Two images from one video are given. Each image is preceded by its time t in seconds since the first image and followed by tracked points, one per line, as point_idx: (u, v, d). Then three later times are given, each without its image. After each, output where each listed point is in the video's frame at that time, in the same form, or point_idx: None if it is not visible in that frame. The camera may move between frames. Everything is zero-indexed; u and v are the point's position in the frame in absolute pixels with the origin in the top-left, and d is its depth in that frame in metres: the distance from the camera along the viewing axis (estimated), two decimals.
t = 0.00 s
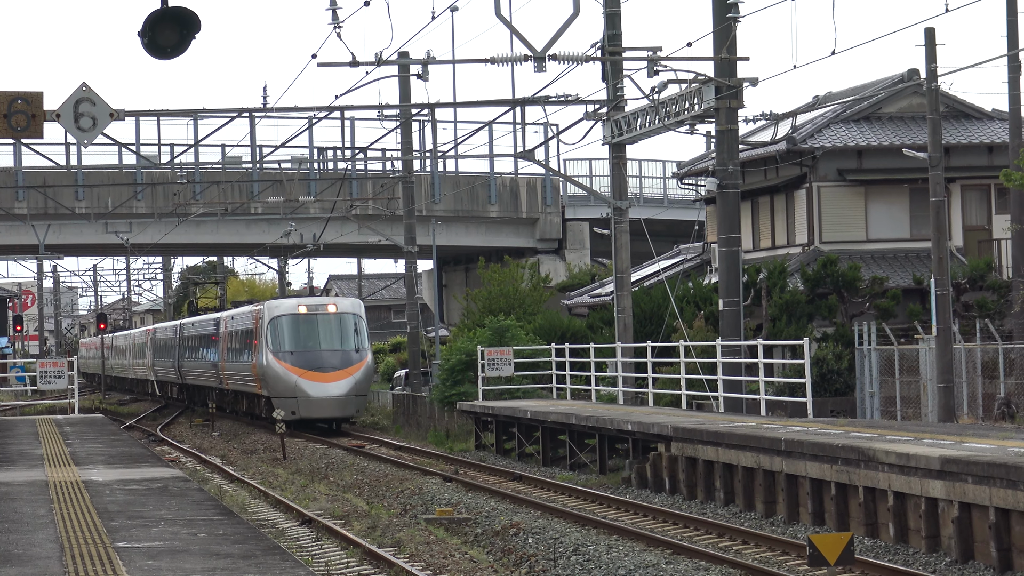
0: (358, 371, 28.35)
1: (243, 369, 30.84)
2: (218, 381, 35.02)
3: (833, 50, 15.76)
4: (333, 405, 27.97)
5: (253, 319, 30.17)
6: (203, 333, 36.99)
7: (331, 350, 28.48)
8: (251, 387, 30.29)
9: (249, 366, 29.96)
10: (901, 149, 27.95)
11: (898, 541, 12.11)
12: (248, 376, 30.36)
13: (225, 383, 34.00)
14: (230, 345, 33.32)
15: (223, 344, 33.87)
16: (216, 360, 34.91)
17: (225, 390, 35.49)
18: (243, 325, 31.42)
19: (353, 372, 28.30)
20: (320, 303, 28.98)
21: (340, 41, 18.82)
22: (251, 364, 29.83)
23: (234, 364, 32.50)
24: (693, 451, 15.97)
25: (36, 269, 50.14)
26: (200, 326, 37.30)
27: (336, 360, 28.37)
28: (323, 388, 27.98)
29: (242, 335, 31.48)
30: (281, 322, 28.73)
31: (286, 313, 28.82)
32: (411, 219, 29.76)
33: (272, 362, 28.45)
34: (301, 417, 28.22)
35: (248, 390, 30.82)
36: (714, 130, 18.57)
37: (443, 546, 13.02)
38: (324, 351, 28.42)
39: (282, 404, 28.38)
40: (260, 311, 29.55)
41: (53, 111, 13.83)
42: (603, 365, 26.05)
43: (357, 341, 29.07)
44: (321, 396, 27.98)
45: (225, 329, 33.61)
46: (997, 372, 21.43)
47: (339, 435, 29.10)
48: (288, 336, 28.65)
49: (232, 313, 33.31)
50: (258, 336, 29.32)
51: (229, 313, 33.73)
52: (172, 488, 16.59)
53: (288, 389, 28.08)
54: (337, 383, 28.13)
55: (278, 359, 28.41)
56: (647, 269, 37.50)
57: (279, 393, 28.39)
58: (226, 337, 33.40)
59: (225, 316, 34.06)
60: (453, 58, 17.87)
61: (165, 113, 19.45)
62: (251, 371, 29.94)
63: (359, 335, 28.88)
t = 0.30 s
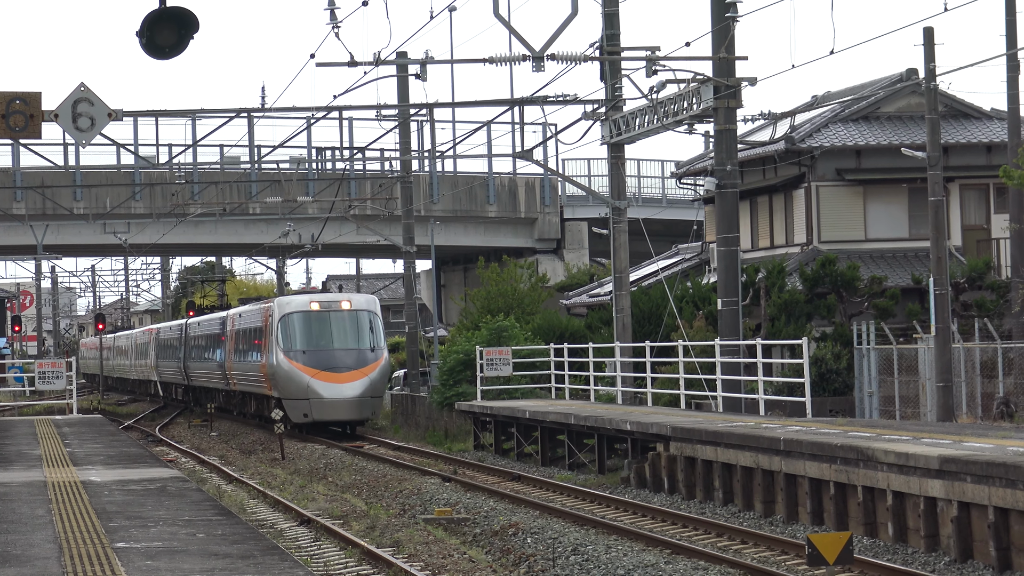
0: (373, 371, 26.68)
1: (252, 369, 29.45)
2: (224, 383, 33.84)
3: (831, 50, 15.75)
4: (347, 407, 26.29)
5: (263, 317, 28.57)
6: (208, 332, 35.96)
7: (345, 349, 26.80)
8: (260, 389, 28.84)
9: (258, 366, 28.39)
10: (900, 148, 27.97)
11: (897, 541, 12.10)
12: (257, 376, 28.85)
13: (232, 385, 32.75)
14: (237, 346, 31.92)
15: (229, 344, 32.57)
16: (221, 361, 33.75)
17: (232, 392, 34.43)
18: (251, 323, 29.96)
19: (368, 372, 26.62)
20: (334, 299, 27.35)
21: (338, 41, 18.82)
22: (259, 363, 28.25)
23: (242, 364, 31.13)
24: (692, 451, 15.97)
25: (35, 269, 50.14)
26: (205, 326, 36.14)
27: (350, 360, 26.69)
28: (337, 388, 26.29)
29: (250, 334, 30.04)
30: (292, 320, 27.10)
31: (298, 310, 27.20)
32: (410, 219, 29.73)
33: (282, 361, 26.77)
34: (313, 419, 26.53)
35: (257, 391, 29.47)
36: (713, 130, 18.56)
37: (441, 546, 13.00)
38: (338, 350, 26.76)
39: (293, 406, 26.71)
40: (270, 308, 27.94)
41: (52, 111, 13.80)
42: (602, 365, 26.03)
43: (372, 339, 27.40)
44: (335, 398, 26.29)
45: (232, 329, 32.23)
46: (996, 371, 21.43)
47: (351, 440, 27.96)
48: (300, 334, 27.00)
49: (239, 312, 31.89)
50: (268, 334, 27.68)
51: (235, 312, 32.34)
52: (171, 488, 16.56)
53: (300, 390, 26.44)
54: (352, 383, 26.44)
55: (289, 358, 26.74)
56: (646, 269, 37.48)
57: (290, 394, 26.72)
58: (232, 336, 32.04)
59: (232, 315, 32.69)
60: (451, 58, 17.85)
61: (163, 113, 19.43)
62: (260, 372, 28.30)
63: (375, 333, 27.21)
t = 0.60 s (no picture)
0: (390, 370, 25.26)
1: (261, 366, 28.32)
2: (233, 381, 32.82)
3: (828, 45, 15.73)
4: (362, 407, 24.88)
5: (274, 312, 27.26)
6: (215, 328, 35.05)
7: (359, 346, 25.41)
8: (270, 386, 27.66)
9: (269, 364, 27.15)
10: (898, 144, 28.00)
11: (894, 537, 12.11)
12: (267, 375, 27.64)
13: (240, 384, 31.64)
14: (246, 343, 30.79)
15: (237, 340, 31.47)
16: (229, 359, 32.77)
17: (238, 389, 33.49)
18: (261, 318, 28.79)
19: (384, 371, 25.21)
20: (348, 294, 26.00)
21: (335, 39, 18.83)
22: (270, 361, 27.01)
23: (251, 362, 29.96)
24: (689, 447, 15.97)
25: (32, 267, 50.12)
26: (212, 322, 35.15)
27: (365, 358, 25.29)
28: (350, 387, 24.91)
29: (260, 329, 28.88)
30: (304, 316, 25.79)
31: (310, 305, 25.88)
32: (406, 216, 29.70)
33: (294, 359, 25.46)
34: (327, 421, 25.17)
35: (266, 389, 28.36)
36: (710, 127, 18.57)
37: (439, 543, 13.00)
38: (352, 347, 25.40)
39: (306, 406, 25.38)
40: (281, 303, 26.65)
41: (48, 109, 13.71)
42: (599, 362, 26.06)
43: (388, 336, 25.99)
44: (349, 398, 24.89)
45: (242, 325, 31.10)
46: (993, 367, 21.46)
47: (362, 440, 26.90)
48: (312, 331, 25.65)
49: (249, 308, 30.77)
50: (279, 331, 26.39)
51: (245, 308, 31.24)
52: (168, 485, 16.55)
53: (313, 390, 25.09)
54: (367, 383, 25.04)
55: (301, 356, 25.42)
56: (643, 266, 37.52)
57: (303, 394, 25.40)
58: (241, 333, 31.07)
59: (242, 311, 31.56)
60: (447, 55, 17.84)
61: (159, 111, 19.41)
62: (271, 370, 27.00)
63: (390, 329, 25.82)
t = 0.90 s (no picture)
0: (408, 366, 23.69)
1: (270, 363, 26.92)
2: (239, 378, 31.49)
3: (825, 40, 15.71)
4: (378, 405, 23.33)
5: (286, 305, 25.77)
6: (220, 324, 33.91)
7: (376, 341, 23.86)
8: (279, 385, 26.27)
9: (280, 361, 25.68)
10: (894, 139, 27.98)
11: (892, 532, 12.11)
12: (278, 373, 26.18)
13: (247, 382, 30.31)
14: (254, 338, 29.46)
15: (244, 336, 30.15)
16: (235, 354, 31.50)
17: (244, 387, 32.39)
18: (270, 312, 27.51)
19: (402, 368, 23.63)
20: (363, 286, 24.47)
21: (331, 35, 18.82)
22: (282, 357, 25.54)
23: (260, 359, 28.56)
24: (687, 443, 15.96)
25: (29, 264, 50.08)
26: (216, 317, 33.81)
27: (381, 353, 23.72)
28: (366, 384, 23.35)
29: (270, 325, 27.45)
30: (318, 309, 24.29)
31: (323, 298, 24.37)
32: (403, 212, 29.64)
33: (307, 355, 23.94)
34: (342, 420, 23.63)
35: (275, 387, 27.02)
36: (706, 122, 18.56)
37: (436, 539, 12.99)
38: (368, 342, 23.85)
39: (319, 405, 23.85)
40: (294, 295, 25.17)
41: (45, 106, 13.66)
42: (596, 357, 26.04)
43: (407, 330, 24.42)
44: (365, 396, 23.33)
45: (250, 320, 29.74)
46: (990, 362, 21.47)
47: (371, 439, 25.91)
48: (326, 325, 24.13)
49: (258, 301, 29.40)
50: (291, 325, 24.91)
51: (252, 303, 29.78)
52: (165, 482, 16.53)
53: (327, 387, 23.56)
54: (383, 380, 23.48)
55: (314, 352, 23.89)
56: (640, 261, 37.51)
57: (317, 392, 23.88)
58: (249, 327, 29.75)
59: (249, 304, 30.21)
60: (444, 50, 17.81)
61: (155, 107, 19.36)
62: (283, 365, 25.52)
63: (409, 323, 24.26)
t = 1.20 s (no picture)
0: (427, 364, 21.94)
1: (278, 359, 25.39)
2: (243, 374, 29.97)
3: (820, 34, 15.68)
4: (396, 406, 21.56)
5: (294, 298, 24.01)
6: (222, 318, 32.46)
7: (392, 337, 22.06)
8: (287, 383, 24.75)
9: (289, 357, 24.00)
10: (888, 133, 27.96)
11: (886, 526, 12.11)
12: (286, 369, 24.55)
13: (251, 378, 28.97)
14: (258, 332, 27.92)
15: (249, 330, 28.65)
16: (239, 350, 30.00)
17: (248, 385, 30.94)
18: (275, 305, 26.04)
19: (420, 366, 21.86)
20: (379, 278, 22.63)
21: (325, 30, 18.77)
22: (291, 353, 23.88)
23: (265, 355, 27.01)
24: (681, 438, 15.96)
25: (23, 260, 49.98)
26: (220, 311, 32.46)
27: (399, 350, 21.94)
28: (383, 384, 21.55)
29: (274, 318, 25.91)
30: (330, 302, 22.47)
31: (336, 291, 22.53)
32: (398, 207, 29.57)
33: (319, 352, 22.10)
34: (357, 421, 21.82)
35: (282, 384, 25.52)
36: (700, 117, 18.54)
37: (431, 534, 12.97)
38: (384, 338, 22.01)
39: (332, 405, 22.05)
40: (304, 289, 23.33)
41: (38, 100, 13.60)
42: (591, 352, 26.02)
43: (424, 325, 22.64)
44: (382, 396, 21.54)
45: (254, 313, 28.20)
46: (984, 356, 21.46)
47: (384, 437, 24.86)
48: (339, 320, 22.30)
49: (263, 293, 27.82)
50: (301, 320, 23.08)
51: (256, 294, 28.16)
52: (159, 477, 16.50)
53: (341, 386, 21.75)
54: (401, 379, 21.69)
55: (326, 348, 22.05)
56: (634, 256, 37.48)
57: (329, 392, 22.06)
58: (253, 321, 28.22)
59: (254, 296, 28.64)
60: (439, 45, 17.76)
61: (148, 102, 19.29)
62: (291, 362, 23.84)
63: (426, 318, 22.51)
